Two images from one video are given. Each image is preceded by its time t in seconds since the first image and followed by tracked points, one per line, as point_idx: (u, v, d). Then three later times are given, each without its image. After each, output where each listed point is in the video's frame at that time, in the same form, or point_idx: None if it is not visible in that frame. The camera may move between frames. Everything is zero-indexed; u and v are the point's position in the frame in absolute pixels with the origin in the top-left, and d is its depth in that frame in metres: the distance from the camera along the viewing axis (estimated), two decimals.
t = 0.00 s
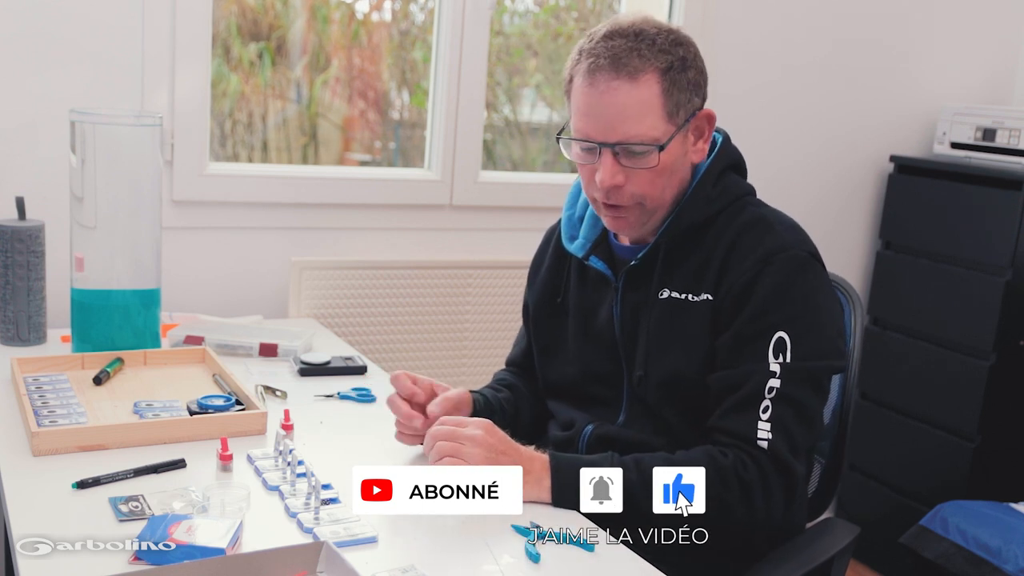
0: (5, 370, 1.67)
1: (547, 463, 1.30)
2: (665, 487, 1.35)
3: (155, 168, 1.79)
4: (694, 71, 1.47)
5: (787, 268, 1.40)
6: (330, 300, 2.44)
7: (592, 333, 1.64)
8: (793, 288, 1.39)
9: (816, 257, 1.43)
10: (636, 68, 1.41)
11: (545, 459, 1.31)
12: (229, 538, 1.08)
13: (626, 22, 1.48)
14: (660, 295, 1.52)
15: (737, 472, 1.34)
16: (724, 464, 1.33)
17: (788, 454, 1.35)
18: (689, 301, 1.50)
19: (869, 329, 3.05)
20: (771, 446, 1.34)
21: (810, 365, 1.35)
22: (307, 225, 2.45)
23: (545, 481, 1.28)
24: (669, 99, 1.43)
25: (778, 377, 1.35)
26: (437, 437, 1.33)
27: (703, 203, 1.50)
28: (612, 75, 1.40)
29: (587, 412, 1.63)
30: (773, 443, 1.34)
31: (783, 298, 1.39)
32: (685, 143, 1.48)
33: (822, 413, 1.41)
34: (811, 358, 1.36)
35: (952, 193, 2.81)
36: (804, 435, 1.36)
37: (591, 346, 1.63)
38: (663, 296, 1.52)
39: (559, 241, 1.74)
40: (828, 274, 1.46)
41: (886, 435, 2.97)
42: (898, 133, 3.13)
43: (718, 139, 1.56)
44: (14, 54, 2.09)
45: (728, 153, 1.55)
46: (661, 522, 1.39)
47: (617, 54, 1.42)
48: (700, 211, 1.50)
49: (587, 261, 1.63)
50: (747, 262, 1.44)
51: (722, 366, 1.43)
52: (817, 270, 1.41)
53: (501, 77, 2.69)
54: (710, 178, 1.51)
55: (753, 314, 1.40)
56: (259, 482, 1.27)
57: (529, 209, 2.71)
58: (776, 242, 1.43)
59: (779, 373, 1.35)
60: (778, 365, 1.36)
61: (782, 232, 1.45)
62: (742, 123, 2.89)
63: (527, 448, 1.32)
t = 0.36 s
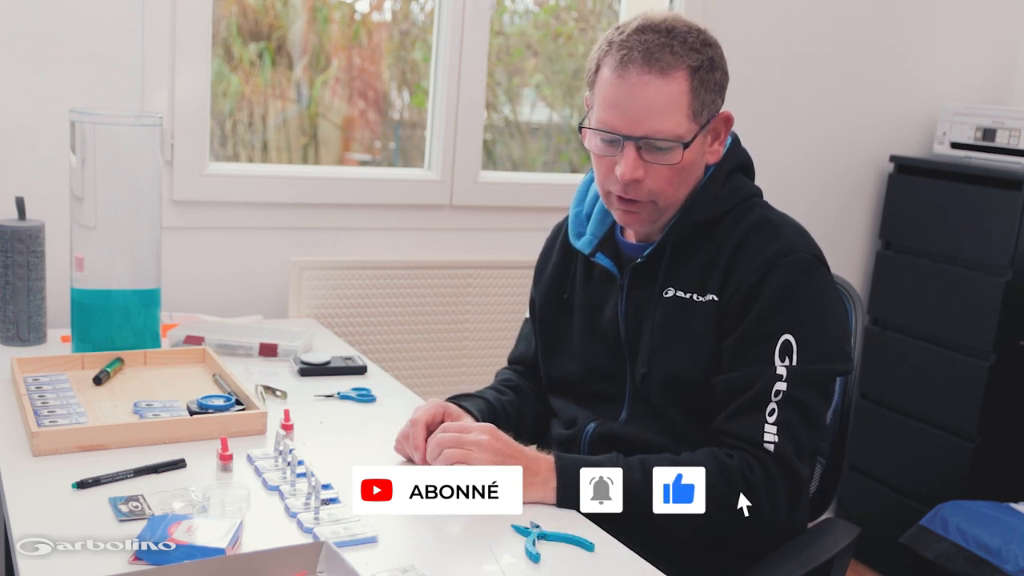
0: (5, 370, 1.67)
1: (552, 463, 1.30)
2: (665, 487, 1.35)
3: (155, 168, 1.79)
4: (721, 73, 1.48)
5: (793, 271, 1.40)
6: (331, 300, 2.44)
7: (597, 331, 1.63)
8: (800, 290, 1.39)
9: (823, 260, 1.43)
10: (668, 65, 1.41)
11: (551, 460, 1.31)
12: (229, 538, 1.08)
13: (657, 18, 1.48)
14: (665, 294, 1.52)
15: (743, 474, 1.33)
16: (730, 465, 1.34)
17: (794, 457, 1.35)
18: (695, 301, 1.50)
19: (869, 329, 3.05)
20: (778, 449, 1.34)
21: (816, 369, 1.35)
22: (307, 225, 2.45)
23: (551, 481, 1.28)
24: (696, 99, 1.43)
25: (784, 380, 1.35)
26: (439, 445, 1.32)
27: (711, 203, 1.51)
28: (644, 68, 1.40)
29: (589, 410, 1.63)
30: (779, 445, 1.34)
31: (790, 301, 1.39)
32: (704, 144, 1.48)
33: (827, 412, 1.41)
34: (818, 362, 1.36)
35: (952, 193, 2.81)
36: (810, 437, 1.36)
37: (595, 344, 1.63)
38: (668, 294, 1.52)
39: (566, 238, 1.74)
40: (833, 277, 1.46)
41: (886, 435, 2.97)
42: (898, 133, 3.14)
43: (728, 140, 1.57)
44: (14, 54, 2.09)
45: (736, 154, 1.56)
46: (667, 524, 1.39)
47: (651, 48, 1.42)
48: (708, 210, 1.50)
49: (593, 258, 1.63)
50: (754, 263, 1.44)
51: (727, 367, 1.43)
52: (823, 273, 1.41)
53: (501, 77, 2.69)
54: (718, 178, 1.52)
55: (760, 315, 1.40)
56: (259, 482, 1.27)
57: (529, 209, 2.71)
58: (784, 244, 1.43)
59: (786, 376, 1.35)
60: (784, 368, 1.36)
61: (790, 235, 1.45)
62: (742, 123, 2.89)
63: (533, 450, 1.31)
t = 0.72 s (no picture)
0: (5, 370, 1.67)
1: (564, 471, 1.28)
2: (665, 487, 1.34)
3: (155, 168, 1.79)
4: (718, 78, 1.48)
5: (791, 272, 1.40)
6: (330, 300, 2.44)
7: (591, 333, 1.63)
8: (798, 291, 1.39)
9: (819, 261, 1.43)
10: (668, 71, 1.40)
11: (563, 468, 1.29)
12: (229, 538, 1.08)
13: (657, 20, 1.48)
14: (661, 296, 1.52)
15: (754, 478, 1.34)
16: (741, 469, 1.34)
17: (801, 459, 1.35)
18: (691, 303, 1.50)
19: (869, 329, 3.05)
20: (784, 452, 1.34)
21: (817, 370, 1.35)
22: (307, 225, 2.45)
23: (563, 487, 1.27)
24: (693, 104, 1.44)
25: (788, 383, 1.35)
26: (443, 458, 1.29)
27: (705, 205, 1.50)
28: (643, 73, 1.40)
29: (586, 411, 1.64)
30: (786, 449, 1.34)
31: (789, 303, 1.39)
32: (700, 149, 1.49)
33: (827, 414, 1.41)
34: (818, 363, 1.36)
35: (952, 193, 2.81)
36: (814, 440, 1.36)
37: (590, 345, 1.63)
38: (664, 296, 1.52)
39: (560, 240, 1.74)
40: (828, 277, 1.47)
41: (886, 435, 2.97)
42: (898, 133, 3.14)
43: (723, 142, 1.56)
44: (14, 54, 2.09)
45: (731, 155, 1.55)
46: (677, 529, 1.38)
47: (652, 53, 1.41)
48: (703, 212, 1.50)
49: (587, 260, 1.63)
50: (752, 265, 1.44)
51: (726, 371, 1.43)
52: (820, 274, 1.41)
53: (501, 77, 2.69)
54: (713, 180, 1.52)
55: (759, 318, 1.40)
56: (259, 482, 1.27)
57: (529, 209, 2.71)
58: (780, 246, 1.43)
59: (787, 379, 1.35)
60: (787, 370, 1.36)
61: (785, 236, 1.45)
62: (742, 123, 2.89)
63: (544, 458, 1.29)
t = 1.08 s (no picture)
0: (5, 370, 1.67)
1: (567, 467, 1.30)
2: (665, 487, 1.34)
3: (155, 168, 1.79)
4: (708, 75, 1.47)
5: (793, 274, 1.40)
6: (331, 299, 2.44)
7: (591, 334, 1.64)
8: (800, 292, 1.39)
9: (821, 262, 1.43)
10: (652, 68, 1.40)
11: (568, 465, 1.31)
12: (229, 538, 1.08)
13: (645, 19, 1.48)
14: (662, 297, 1.52)
15: (758, 479, 1.33)
16: (743, 470, 1.34)
17: (806, 461, 1.35)
18: (693, 305, 1.50)
19: (869, 329, 3.05)
20: (789, 453, 1.34)
21: (821, 372, 1.35)
22: (307, 225, 2.45)
23: (568, 486, 1.28)
24: (681, 101, 1.43)
25: (792, 385, 1.35)
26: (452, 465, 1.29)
27: (706, 206, 1.50)
28: (627, 72, 1.40)
29: (587, 411, 1.64)
30: (791, 450, 1.34)
31: (792, 304, 1.39)
32: (693, 147, 1.48)
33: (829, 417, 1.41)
34: (821, 364, 1.36)
35: (952, 193, 2.81)
36: (819, 441, 1.36)
37: (591, 346, 1.63)
38: (665, 298, 1.52)
39: (560, 241, 1.74)
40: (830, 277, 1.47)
41: (886, 435, 2.97)
42: (898, 133, 3.14)
43: (721, 142, 1.57)
44: (14, 54, 2.09)
45: (730, 156, 1.56)
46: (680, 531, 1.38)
47: (636, 52, 1.41)
48: (704, 213, 1.50)
49: (588, 261, 1.63)
50: (754, 266, 1.44)
51: (729, 373, 1.43)
52: (822, 274, 1.41)
53: (501, 77, 2.68)
54: (713, 181, 1.52)
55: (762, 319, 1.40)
56: (259, 482, 1.27)
57: (529, 209, 2.71)
58: (782, 247, 1.43)
59: (792, 380, 1.35)
60: (790, 372, 1.36)
61: (787, 237, 1.45)
62: (742, 123, 2.89)
63: (552, 453, 1.32)
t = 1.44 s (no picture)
0: (5, 370, 1.67)
1: (565, 470, 1.29)
2: (665, 487, 1.34)
3: (155, 168, 1.79)
4: (640, 87, 1.42)
5: (795, 284, 1.40)
6: (331, 300, 2.44)
7: (591, 339, 1.64)
8: (802, 303, 1.39)
9: (823, 272, 1.43)
10: (570, 94, 1.40)
11: (564, 468, 1.29)
12: (229, 538, 1.08)
13: (582, 36, 1.47)
14: (663, 307, 1.52)
15: (757, 491, 1.33)
16: (743, 481, 1.33)
17: (805, 474, 1.35)
18: (694, 315, 1.50)
19: (869, 329, 3.05)
20: (788, 466, 1.34)
21: (821, 385, 1.35)
22: (307, 225, 2.45)
23: (564, 487, 1.27)
24: (605, 120, 1.41)
25: (792, 398, 1.35)
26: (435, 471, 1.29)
27: (706, 215, 1.50)
28: (545, 103, 1.42)
29: (589, 416, 1.64)
30: (790, 463, 1.34)
31: (793, 315, 1.38)
32: (643, 160, 1.45)
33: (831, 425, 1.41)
34: (823, 376, 1.36)
35: (952, 193, 2.81)
36: (819, 452, 1.36)
37: (592, 351, 1.64)
38: (666, 308, 1.52)
39: (562, 243, 1.74)
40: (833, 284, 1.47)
41: (886, 435, 2.97)
42: (898, 133, 3.14)
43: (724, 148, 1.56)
44: (14, 54, 2.09)
45: (733, 162, 1.56)
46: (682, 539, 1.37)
47: (556, 79, 1.42)
48: (704, 223, 1.50)
49: (588, 266, 1.63)
50: (755, 277, 1.44)
51: (731, 384, 1.43)
52: (825, 284, 1.41)
53: (501, 77, 2.68)
54: (713, 190, 1.51)
55: (763, 331, 1.39)
56: (259, 482, 1.27)
57: (529, 209, 2.72)
58: (784, 257, 1.43)
59: (792, 393, 1.35)
60: (790, 384, 1.35)
61: (789, 246, 1.45)
62: (742, 123, 2.89)
63: (543, 455, 1.30)
